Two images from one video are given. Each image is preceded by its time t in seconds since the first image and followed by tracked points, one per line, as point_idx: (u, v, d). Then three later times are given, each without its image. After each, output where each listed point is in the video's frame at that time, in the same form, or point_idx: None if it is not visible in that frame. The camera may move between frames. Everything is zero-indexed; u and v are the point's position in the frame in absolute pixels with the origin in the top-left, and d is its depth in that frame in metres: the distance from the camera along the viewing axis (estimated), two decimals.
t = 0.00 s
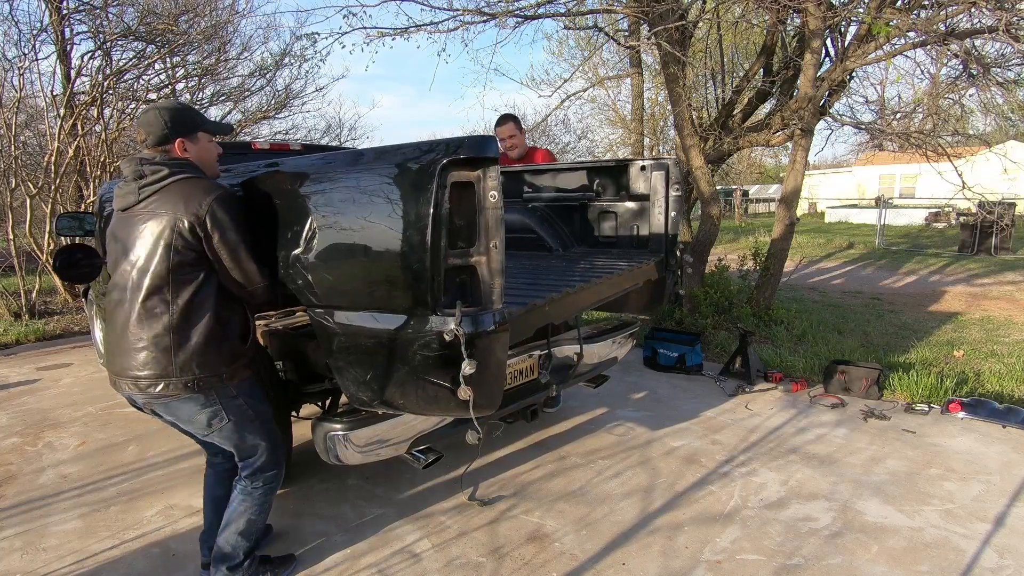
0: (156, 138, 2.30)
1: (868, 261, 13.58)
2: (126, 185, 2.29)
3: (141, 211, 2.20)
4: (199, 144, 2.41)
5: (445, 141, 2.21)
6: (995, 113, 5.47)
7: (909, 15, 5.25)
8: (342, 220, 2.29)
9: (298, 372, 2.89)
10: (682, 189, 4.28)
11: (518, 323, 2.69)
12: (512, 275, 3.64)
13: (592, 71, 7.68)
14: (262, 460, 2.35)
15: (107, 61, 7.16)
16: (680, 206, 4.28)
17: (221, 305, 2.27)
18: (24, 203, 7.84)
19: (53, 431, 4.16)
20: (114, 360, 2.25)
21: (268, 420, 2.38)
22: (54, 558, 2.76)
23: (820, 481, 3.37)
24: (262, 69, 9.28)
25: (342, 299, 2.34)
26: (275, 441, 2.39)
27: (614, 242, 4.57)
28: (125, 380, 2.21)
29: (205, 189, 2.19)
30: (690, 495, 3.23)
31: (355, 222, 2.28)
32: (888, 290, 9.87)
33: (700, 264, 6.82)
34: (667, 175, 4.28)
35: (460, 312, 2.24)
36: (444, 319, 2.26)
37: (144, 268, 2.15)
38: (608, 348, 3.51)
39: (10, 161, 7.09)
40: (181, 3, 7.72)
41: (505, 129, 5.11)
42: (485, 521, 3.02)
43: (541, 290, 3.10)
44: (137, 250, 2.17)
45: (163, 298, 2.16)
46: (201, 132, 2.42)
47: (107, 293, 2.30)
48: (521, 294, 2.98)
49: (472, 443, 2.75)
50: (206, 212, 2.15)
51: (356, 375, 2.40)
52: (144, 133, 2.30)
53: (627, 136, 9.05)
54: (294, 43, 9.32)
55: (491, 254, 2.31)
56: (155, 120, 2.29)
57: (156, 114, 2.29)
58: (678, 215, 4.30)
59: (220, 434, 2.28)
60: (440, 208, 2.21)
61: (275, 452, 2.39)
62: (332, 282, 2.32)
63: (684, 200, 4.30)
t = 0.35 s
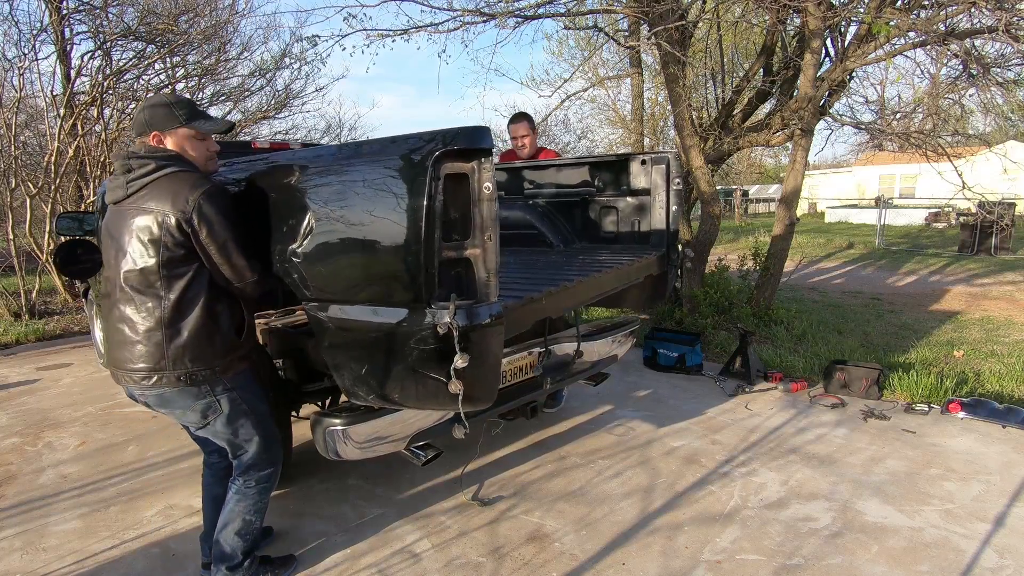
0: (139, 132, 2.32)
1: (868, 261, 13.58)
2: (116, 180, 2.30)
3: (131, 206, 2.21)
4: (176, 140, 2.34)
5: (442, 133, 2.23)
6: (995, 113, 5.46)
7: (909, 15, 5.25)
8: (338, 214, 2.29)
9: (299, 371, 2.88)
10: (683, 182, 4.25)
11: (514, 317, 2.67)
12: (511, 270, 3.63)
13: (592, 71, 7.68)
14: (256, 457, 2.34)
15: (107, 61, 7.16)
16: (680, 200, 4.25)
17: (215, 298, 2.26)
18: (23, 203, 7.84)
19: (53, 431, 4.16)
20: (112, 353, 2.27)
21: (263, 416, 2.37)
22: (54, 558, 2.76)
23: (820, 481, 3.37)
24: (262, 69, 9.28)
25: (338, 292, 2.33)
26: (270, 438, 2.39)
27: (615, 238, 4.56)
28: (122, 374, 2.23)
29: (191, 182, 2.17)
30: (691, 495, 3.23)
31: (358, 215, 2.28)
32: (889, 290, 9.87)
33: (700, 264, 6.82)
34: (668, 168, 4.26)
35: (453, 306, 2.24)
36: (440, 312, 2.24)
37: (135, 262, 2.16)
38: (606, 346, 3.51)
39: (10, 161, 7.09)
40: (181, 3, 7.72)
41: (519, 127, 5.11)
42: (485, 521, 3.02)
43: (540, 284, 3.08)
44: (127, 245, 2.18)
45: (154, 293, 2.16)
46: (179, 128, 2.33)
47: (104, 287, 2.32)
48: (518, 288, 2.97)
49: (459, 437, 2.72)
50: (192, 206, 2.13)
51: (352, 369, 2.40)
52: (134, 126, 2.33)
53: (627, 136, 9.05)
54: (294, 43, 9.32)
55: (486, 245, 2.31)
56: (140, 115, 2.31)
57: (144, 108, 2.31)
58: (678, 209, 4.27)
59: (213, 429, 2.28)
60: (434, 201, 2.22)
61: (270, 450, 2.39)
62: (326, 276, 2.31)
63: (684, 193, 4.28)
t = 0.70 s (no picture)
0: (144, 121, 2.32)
1: (867, 261, 13.58)
2: (120, 173, 2.29)
3: (135, 200, 2.20)
4: (176, 129, 2.30)
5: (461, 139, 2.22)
6: (995, 113, 5.46)
7: (909, 14, 5.24)
8: (346, 216, 2.29)
9: (298, 372, 2.88)
10: (696, 195, 4.23)
11: (523, 325, 2.69)
12: (522, 275, 3.64)
13: (592, 71, 7.68)
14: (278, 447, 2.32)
15: (107, 61, 7.15)
16: (692, 212, 4.23)
17: (226, 289, 2.26)
18: (23, 203, 7.83)
19: (53, 431, 4.16)
20: (125, 345, 2.27)
21: (282, 405, 2.36)
22: (53, 558, 2.76)
23: (820, 481, 3.37)
24: (262, 69, 9.28)
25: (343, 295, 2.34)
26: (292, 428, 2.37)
27: (624, 245, 4.57)
28: (136, 367, 2.23)
29: (195, 175, 2.15)
30: (690, 495, 3.23)
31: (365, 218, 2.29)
32: (888, 290, 9.87)
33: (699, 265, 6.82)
34: (682, 180, 4.26)
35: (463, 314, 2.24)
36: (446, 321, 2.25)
37: (143, 256, 2.15)
38: (607, 346, 3.52)
39: (10, 161, 7.08)
40: (181, 3, 7.72)
41: (532, 129, 5.13)
42: (485, 521, 3.02)
43: (545, 293, 3.09)
44: (134, 240, 2.17)
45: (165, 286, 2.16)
46: (178, 116, 2.28)
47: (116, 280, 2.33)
48: (524, 296, 2.97)
49: (457, 448, 2.66)
50: (197, 199, 2.11)
51: (354, 370, 2.40)
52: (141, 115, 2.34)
53: (627, 136, 9.05)
54: (294, 43, 9.33)
55: (496, 256, 2.30)
56: (144, 105, 2.31)
57: (147, 96, 2.30)
58: (690, 221, 4.26)
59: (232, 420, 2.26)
60: (448, 208, 2.22)
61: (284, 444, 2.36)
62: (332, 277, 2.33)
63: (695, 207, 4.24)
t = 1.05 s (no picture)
0: (162, 114, 2.29)
1: (867, 261, 13.58)
2: (133, 169, 2.24)
3: (150, 198, 2.15)
4: (198, 126, 2.28)
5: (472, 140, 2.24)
6: (995, 114, 5.46)
7: (909, 14, 5.24)
8: (370, 218, 2.34)
9: (297, 372, 2.90)
10: (708, 195, 4.27)
11: (556, 327, 2.65)
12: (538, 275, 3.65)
13: (592, 71, 7.68)
14: (275, 459, 2.27)
15: (107, 61, 7.15)
16: (704, 212, 4.28)
17: (241, 290, 2.22)
18: (23, 203, 7.84)
19: (53, 431, 4.16)
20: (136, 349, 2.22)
21: (284, 414, 2.32)
22: (54, 558, 2.76)
23: (820, 481, 3.37)
24: (262, 69, 9.28)
25: (373, 296, 2.38)
26: (291, 438, 2.33)
27: (633, 245, 4.64)
28: (148, 370, 2.18)
29: (213, 173, 2.12)
30: (690, 495, 3.23)
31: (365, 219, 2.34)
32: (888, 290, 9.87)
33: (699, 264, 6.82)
34: (693, 179, 4.33)
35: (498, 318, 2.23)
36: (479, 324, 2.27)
37: (159, 256, 2.10)
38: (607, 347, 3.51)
39: (10, 161, 7.08)
40: (181, 3, 7.72)
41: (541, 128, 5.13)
42: (485, 521, 3.02)
43: (569, 295, 3.06)
44: (148, 238, 2.12)
45: (181, 286, 2.11)
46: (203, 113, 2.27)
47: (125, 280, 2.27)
48: (553, 297, 2.97)
49: (503, 456, 2.55)
50: (216, 199, 2.07)
51: (376, 373, 2.41)
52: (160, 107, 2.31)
53: (626, 137, 9.05)
54: (294, 43, 9.32)
55: (533, 257, 2.27)
56: (165, 98, 2.27)
57: (169, 88, 2.27)
58: (702, 221, 4.30)
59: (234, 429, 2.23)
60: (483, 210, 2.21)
61: (291, 455, 2.33)
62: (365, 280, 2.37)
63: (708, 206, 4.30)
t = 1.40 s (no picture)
0: (167, 111, 2.22)
1: (867, 261, 13.58)
2: (141, 164, 2.21)
3: (157, 193, 2.11)
4: (211, 120, 2.24)
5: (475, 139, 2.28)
6: (995, 114, 5.46)
7: (909, 14, 5.23)
8: (378, 217, 2.33)
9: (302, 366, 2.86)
10: (713, 192, 4.27)
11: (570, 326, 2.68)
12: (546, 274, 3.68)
13: (592, 71, 7.68)
14: (285, 463, 2.22)
15: (107, 61, 7.15)
16: (710, 210, 4.27)
17: (245, 292, 2.17)
18: (23, 203, 7.84)
19: (53, 431, 4.16)
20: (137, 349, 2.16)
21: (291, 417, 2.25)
22: (53, 558, 2.76)
23: (820, 481, 3.37)
24: (262, 69, 9.29)
25: (382, 298, 2.37)
26: (299, 441, 2.27)
27: (639, 244, 4.65)
28: (147, 372, 2.11)
29: (222, 171, 2.09)
30: (691, 495, 3.23)
31: (370, 218, 2.34)
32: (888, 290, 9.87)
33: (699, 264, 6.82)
34: (698, 176, 4.33)
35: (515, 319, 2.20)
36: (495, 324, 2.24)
37: (163, 253, 2.05)
38: (607, 346, 3.51)
39: (10, 161, 7.08)
40: (181, 3, 7.72)
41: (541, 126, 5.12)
42: (485, 521, 3.02)
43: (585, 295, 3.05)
44: (153, 235, 2.08)
45: (184, 285, 2.05)
46: (215, 108, 2.23)
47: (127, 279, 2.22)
48: (565, 297, 2.96)
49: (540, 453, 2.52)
50: (225, 195, 2.04)
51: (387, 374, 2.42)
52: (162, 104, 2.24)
53: (626, 137, 9.05)
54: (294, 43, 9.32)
55: (547, 254, 2.29)
56: (170, 94, 2.21)
57: (173, 83, 2.21)
58: (707, 218, 4.30)
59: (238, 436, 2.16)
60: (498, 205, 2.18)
61: (302, 458, 2.28)
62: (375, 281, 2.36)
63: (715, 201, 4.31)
